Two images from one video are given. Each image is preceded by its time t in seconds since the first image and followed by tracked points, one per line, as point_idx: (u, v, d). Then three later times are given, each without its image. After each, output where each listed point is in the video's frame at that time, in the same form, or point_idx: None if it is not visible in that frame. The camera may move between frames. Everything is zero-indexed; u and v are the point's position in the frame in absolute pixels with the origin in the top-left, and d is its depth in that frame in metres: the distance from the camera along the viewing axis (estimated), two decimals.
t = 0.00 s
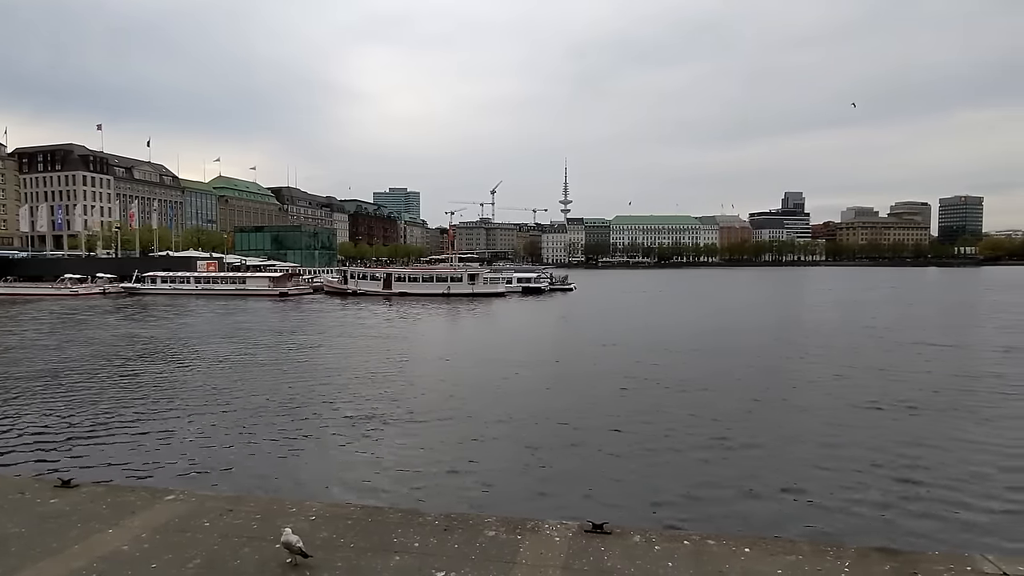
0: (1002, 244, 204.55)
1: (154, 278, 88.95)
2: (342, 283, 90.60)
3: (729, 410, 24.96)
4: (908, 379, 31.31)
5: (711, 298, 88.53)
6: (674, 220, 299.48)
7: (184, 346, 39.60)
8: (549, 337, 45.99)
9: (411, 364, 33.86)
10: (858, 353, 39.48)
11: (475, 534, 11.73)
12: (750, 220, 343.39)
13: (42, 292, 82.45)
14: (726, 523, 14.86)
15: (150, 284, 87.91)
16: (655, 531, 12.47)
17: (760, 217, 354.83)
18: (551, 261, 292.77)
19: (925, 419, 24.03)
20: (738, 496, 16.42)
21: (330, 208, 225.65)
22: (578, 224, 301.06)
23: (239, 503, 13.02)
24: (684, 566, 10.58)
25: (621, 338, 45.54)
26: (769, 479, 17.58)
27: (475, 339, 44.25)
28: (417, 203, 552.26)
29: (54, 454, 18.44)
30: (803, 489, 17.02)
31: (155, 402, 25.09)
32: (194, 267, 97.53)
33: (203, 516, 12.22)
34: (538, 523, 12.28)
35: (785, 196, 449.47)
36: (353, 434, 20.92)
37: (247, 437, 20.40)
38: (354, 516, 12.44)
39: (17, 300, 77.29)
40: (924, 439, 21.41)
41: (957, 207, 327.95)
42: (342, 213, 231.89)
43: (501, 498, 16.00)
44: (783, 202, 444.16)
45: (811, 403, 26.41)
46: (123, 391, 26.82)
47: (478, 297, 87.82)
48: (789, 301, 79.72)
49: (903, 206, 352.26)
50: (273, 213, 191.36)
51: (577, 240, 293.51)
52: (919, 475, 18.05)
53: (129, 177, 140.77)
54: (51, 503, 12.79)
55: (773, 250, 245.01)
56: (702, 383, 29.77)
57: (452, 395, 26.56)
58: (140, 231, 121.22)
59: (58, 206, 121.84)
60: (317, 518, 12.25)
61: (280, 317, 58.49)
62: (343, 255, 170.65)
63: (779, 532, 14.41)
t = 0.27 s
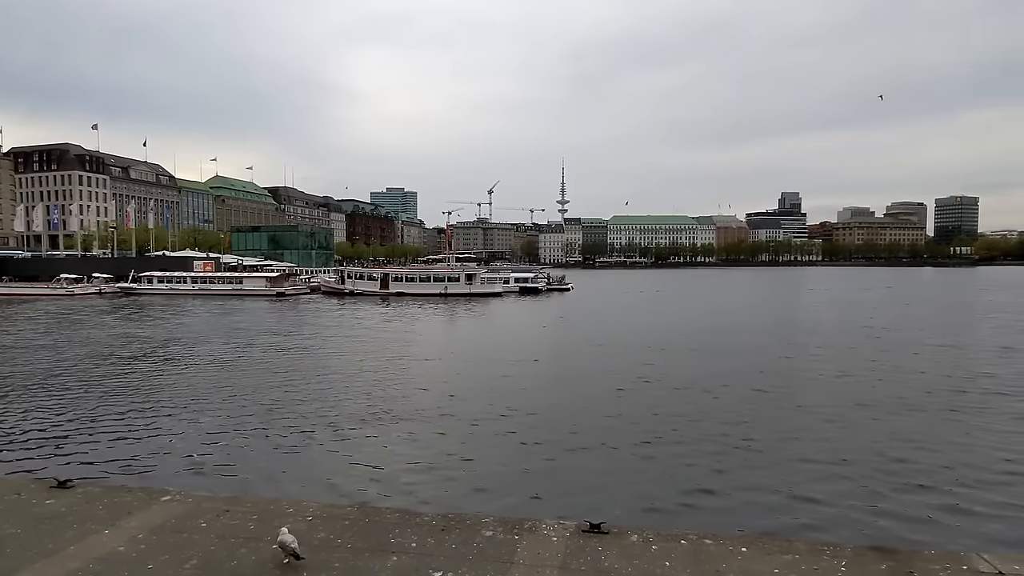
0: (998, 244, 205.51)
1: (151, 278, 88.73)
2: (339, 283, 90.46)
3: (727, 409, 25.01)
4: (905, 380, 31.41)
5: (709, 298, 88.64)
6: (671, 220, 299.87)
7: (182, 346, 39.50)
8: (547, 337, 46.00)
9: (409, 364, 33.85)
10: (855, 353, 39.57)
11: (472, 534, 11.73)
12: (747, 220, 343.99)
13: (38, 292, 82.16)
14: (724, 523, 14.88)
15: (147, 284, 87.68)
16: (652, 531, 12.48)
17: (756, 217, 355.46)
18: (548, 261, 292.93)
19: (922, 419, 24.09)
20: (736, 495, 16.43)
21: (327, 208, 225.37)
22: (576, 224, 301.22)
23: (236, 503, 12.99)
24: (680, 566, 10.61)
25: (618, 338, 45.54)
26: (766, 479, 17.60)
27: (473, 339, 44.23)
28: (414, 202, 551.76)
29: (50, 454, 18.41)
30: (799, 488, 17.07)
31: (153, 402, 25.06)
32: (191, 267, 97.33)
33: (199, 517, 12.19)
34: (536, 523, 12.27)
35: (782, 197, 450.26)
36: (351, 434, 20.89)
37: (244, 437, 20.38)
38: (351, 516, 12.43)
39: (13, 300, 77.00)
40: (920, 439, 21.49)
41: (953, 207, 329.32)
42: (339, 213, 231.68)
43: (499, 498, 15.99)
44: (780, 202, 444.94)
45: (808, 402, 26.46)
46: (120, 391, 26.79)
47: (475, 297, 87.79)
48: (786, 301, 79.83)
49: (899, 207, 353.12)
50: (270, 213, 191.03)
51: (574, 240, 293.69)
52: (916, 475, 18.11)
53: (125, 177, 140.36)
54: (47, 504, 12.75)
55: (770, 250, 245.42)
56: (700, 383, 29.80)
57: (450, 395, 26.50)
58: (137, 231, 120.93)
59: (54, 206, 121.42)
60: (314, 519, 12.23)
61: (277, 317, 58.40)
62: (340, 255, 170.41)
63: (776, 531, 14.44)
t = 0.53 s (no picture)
0: (994, 245, 206.31)
1: (148, 278, 88.56)
2: (337, 283, 90.34)
3: (725, 409, 25.02)
4: (902, 380, 31.47)
5: (706, 298, 88.73)
6: (668, 220, 300.29)
7: (179, 346, 39.40)
8: (545, 336, 46.00)
9: (407, 364, 33.80)
10: (852, 353, 39.66)
11: (470, 534, 11.72)
12: (744, 220, 344.67)
13: (34, 292, 81.95)
14: (722, 523, 14.89)
15: (144, 284, 87.43)
16: (650, 531, 12.48)
17: (754, 217, 356.14)
18: (546, 261, 293.13)
19: (920, 419, 24.11)
20: (733, 496, 16.44)
21: (325, 208, 225.22)
22: (573, 224, 301.45)
23: (233, 504, 12.96)
24: (678, 566, 10.62)
25: (616, 338, 45.55)
26: (764, 479, 17.62)
27: (471, 339, 44.19)
28: (412, 202, 551.57)
29: (48, 455, 18.31)
30: (797, 488, 17.08)
31: (150, 402, 24.99)
32: (188, 267, 97.15)
33: (197, 517, 12.16)
34: (533, 523, 12.27)
35: (779, 197, 451.07)
36: (349, 435, 20.81)
37: (242, 438, 20.26)
38: (349, 517, 12.41)
39: (9, 300, 76.78)
40: (916, 439, 21.55)
41: (950, 208, 330.53)
42: (337, 213, 231.54)
43: (496, 499, 15.95)
44: (777, 202, 445.64)
45: (806, 402, 26.50)
46: (117, 391, 26.74)
47: (473, 297, 87.80)
48: (784, 301, 79.96)
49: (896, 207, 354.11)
50: (268, 213, 190.75)
51: (572, 240, 293.93)
52: (913, 475, 18.14)
53: (122, 176, 140.08)
54: (43, 504, 12.71)
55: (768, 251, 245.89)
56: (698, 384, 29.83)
57: (448, 396, 26.45)
58: (134, 231, 120.60)
59: (51, 205, 121.12)
60: (312, 519, 12.21)
61: (274, 317, 58.30)
62: (338, 255, 170.25)
63: (774, 531, 14.45)
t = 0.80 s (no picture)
0: (991, 245, 206.65)
1: (146, 278, 88.41)
2: (335, 283, 90.23)
3: (723, 409, 25.04)
4: (900, 380, 31.51)
5: (705, 298, 88.79)
6: (666, 220, 300.55)
7: (176, 347, 39.32)
8: (543, 337, 45.97)
9: (405, 364, 33.78)
10: (850, 353, 39.70)
11: (468, 534, 11.72)
12: (742, 220, 345.03)
13: (32, 292, 81.76)
14: (720, 522, 14.88)
15: (142, 284, 87.24)
16: (648, 531, 12.49)
17: (752, 217, 356.57)
18: (544, 261, 293.19)
19: (918, 420, 24.14)
20: (731, 496, 16.44)
21: (323, 208, 224.99)
22: (571, 224, 301.54)
23: (231, 504, 12.94)
24: (675, 565, 10.64)
25: (615, 338, 45.56)
26: (762, 479, 17.62)
27: (469, 339, 44.16)
28: (410, 202, 551.24)
29: (44, 456, 18.22)
30: (795, 488, 17.10)
31: (148, 402, 24.96)
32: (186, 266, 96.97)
33: (195, 518, 12.14)
34: (532, 523, 12.27)
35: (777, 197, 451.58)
36: (348, 435, 20.76)
37: (240, 439, 20.20)
38: (347, 517, 12.39)
39: (6, 300, 76.57)
40: (914, 439, 21.58)
41: (947, 207, 331.17)
42: (335, 213, 231.34)
43: (495, 499, 15.94)
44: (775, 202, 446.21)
45: (803, 402, 26.55)
46: (116, 392, 26.71)
47: (472, 297, 87.76)
48: (782, 301, 80.04)
49: (893, 207, 354.87)
50: (266, 213, 190.55)
51: (571, 240, 294.14)
52: (910, 475, 18.14)
53: (119, 176, 139.81)
54: (41, 504, 12.70)
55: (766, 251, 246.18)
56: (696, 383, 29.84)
57: (446, 396, 26.41)
58: (131, 231, 120.34)
59: (48, 206, 120.82)
60: (310, 519, 12.19)
61: (272, 317, 58.21)
62: (336, 255, 170.09)
63: (772, 531, 14.47)
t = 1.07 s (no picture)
0: (989, 245, 207.17)
1: (144, 278, 88.28)
2: (334, 283, 90.20)
3: (722, 409, 25.01)
4: (898, 380, 31.55)
5: (703, 298, 89.03)
6: (665, 220, 300.80)
7: (174, 347, 39.23)
8: (542, 337, 45.97)
9: (404, 364, 33.78)
10: (848, 353, 39.78)
11: (467, 534, 11.72)
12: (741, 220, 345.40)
13: (29, 292, 81.61)
14: (719, 523, 14.89)
15: (140, 284, 87.12)
16: (647, 530, 12.48)
17: (750, 217, 356.96)
18: (542, 261, 293.31)
19: (916, 419, 24.15)
20: (730, 495, 16.44)
21: (321, 207, 225.02)
22: (570, 224, 301.75)
23: (230, 504, 12.94)
24: (675, 565, 10.63)
25: (614, 338, 45.61)
26: (760, 479, 17.60)
27: (468, 339, 44.24)
28: (409, 202, 550.99)
29: (42, 457, 18.21)
30: (792, 488, 17.11)
31: (146, 403, 24.89)
32: (185, 266, 96.88)
33: (193, 518, 12.12)
34: (530, 523, 12.26)
35: (775, 197, 452.21)
36: (346, 435, 20.75)
37: (239, 438, 20.21)
38: (346, 517, 12.38)
39: (4, 300, 76.44)
40: (913, 438, 21.62)
41: (945, 208, 331.86)
42: (333, 213, 231.19)
43: (493, 499, 15.90)
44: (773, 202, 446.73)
45: (803, 402, 26.54)
46: (114, 391, 26.74)
47: (470, 297, 87.77)
48: (779, 301, 80.25)
49: (891, 207, 355.50)
50: (264, 213, 190.41)
51: (569, 240, 294.30)
52: (907, 475, 18.16)
53: (117, 176, 139.64)
54: (39, 504, 12.70)
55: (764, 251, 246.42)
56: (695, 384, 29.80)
57: (444, 396, 26.40)
58: (129, 231, 120.17)
59: (46, 206, 120.57)
60: (309, 519, 12.19)
61: (270, 317, 58.14)
62: (334, 255, 170.01)
63: (771, 531, 14.46)
